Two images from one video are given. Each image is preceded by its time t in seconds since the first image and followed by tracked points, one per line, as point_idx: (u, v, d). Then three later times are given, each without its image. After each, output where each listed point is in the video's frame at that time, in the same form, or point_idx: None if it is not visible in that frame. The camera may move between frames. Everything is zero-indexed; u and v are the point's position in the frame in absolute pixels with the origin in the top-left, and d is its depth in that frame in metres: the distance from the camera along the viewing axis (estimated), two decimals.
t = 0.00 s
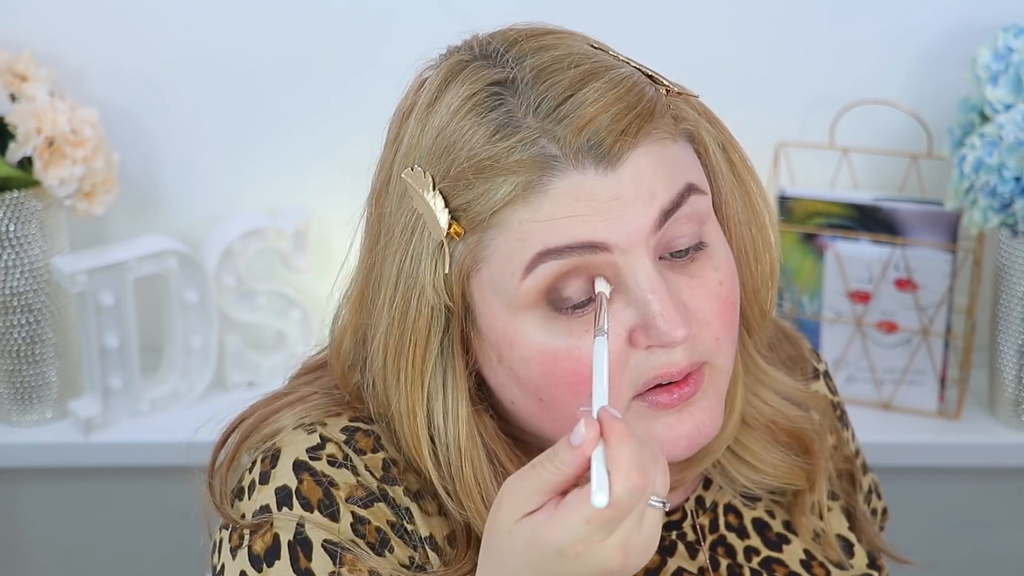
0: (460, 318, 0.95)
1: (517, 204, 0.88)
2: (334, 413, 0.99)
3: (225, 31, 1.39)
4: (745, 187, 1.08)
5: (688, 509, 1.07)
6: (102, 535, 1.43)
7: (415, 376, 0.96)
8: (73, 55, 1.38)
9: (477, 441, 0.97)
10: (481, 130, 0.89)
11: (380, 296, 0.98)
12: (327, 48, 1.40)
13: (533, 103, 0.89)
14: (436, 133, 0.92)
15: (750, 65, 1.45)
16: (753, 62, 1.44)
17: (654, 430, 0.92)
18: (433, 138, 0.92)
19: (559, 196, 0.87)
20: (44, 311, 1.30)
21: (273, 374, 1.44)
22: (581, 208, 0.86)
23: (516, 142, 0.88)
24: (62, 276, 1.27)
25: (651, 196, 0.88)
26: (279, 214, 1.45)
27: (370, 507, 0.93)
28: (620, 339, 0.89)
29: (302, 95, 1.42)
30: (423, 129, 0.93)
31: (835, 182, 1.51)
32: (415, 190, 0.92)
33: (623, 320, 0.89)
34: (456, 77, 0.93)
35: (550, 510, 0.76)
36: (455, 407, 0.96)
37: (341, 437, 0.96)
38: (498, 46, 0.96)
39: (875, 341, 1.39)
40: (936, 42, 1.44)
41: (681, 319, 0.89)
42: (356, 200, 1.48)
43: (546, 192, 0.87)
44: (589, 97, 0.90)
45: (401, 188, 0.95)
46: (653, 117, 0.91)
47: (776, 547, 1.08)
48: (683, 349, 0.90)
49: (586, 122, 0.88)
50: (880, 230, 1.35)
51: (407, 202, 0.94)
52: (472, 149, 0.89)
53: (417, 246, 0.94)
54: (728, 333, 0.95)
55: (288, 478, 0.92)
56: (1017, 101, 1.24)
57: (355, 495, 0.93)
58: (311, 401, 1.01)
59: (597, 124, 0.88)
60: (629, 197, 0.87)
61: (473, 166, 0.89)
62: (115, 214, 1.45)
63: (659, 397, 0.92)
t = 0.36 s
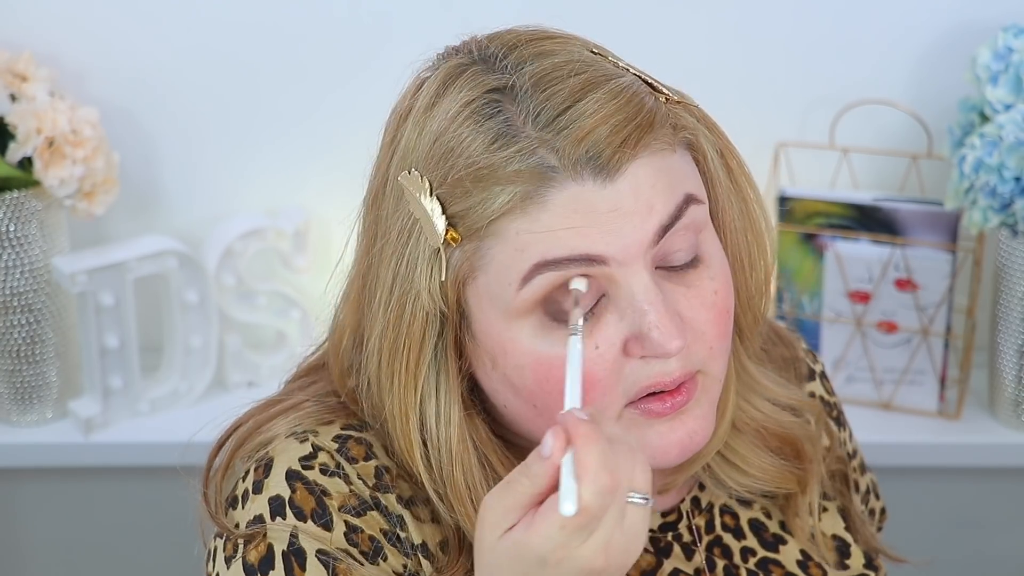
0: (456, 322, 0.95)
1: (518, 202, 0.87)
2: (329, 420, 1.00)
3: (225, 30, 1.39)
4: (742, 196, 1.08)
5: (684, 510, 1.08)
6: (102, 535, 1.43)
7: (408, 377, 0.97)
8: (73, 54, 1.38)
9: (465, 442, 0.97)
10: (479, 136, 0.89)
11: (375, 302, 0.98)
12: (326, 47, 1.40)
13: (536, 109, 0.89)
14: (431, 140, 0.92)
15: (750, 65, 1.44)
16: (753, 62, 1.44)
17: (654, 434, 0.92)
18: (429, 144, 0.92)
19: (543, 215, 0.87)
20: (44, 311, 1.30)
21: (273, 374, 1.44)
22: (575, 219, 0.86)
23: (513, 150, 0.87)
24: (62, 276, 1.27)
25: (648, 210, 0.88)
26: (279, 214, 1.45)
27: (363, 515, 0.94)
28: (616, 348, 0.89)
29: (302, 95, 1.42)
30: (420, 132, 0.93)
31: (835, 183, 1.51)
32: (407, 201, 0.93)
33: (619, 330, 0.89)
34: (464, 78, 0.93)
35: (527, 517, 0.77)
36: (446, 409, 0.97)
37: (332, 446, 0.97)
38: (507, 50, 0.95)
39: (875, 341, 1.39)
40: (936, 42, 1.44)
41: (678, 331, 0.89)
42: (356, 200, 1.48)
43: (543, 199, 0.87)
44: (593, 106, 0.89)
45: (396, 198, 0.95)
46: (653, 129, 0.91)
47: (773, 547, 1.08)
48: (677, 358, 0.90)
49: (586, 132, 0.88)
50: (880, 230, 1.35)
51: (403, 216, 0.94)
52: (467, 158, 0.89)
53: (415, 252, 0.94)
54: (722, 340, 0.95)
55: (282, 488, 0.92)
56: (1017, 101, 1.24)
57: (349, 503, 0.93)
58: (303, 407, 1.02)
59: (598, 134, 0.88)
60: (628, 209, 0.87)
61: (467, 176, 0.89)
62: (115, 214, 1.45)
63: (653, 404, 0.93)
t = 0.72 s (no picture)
0: (460, 302, 0.92)
1: (524, 193, 0.87)
2: (323, 420, 0.99)
3: (225, 31, 1.39)
4: (771, 199, 1.06)
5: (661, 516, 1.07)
6: (101, 536, 1.43)
7: (411, 366, 0.93)
8: (73, 55, 1.38)
9: (460, 447, 0.94)
10: (600, 76, 0.88)
11: (393, 272, 0.95)
12: (326, 47, 1.40)
13: (679, 81, 0.89)
14: (545, 62, 0.90)
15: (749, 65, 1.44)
16: (753, 63, 1.44)
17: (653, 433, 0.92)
18: (540, 66, 0.90)
19: (617, 163, 0.85)
20: (43, 311, 1.30)
21: (274, 374, 1.45)
22: (589, 197, 0.85)
23: (631, 99, 0.87)
24: (62, 276, 1.27)
25: (671, 205, 0.85)
26: (279, 214, 1.45)
27: (340, 526, 0.93)
28: (618, 327, 0.87)
29: (302, 95, 1.42)
30: (528, 60, 0.92)
31: (835, 183, 1.51)
32: (496, 117, 0.90)
33: (624, 311, 0.87)
34: (594, 26, 0.92)
35: (547, 549, 0.81)
36: (437, 410, 0.93)
37: (310, 455, 0.95)
38: (657, 25, 0.95)
39: (875, 341, 1.39)
40: (936, 42, 1.44)
41: (680, 330, 0.86)
42: (356, 199, 1.48)
43: (548, 186, 0.86)
44: (719, 95, 0.90)
45: (472, 111, 0.93)
46: (741, 124, 0.91)
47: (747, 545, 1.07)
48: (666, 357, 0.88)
49: (701, 111, 0.88)
50: (880, 230, 1.35)
51: (472, 140, 0.92)
52: (587, 89, 0.88)
53: (431, 239, 0.92)
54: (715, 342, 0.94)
55: (251, 506, 0.90)
56: (1017, 101, 1.24)
57: (324, 514, 0.92)
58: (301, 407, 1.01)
59: (711, 119, 0.88)
60: (647, 198, 0.85)
61: (571, 102, 0.87)
62: (115, 213, 1.45)
63: (628, 394, 0.90)
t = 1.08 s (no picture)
0: (459, 298, 0.92)
1: (523, 188, 0.88)
2: (322, 417, 0.99)
3: (225, 31, 1.39)
4: (771, 201, 1.05)
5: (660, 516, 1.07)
6: (102, 536, 1.43)
7: (410, 362, 0.93)
8: (73, 54, 1.38)
9: (459, 443, 0.94)
10: (600, 74, 0.88)
11: (393, 270, 0.95)
12: (327, 47, 1.40)
13: (680, 80, 0.89)
14: (546, 59, 0.90)
15: (750, 65, 1.44)
16: (752, 63, 1.44)
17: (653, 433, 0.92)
18: (541, 63, 0.90)
19: (615, 161, 0.85)
20: (43, 311, 1.30)
21: (274, 374, 1.45)
22: (587, 194, 0.85)
23: (631, 97, 0.87)
24: (62, 276, 1.27)
25: (669, 203, 0.85)
26: (279, 214, 1.45)
27: (341, 524, 0.93)
28: (617, 324, 0.87)
29: (302, 95, 1.42)
30: (529, 57, 0.92)
31: (835, 183, 1.51)
32: (496, 114, 0.90)
33: (622, 308, 0.87)
34: (596, 24, 0.92)
35: (554, 547, 0.80)
36: (436, 406, 0.93)
37: (311, 453, 0.95)
38: (659, 25, 0.95)
39: (875, 341, 1.39)
40: (936, 42, 1.44)
41: (677, 327, 0.86)
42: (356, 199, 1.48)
43: (546, 181, 0.86)
44: (719, 95, 0.90)
45: (473, 107, 0.93)
46: (741, 124, 0.91)
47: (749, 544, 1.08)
48: (663, 354, 0.88)
49: (701, 111, 0.88)
50: (880, 230, 1.35)
51: (472, 136, 0.92)
52: (587, 87, 0.88)
53: (432, 233, 0.92)
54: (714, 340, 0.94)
55: (253, 504, 0.90)
56: (1017, 101, 1.24)
57: (326, 512, 0.93)
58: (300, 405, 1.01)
59: (711, 119, 0.88)
60: (645, 195, 0.85)
61: (571, 99, 0.87)
62: (115, 213, 1.45)
63: (625, 392, 0.90)
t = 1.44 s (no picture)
0: (466, 330, 0.92)
1: (516, 216, 0.87)
2: (327, 423, 0.98)
3: (225, 31, 1.39)
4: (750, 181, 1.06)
5: (662, 504, 1.06)
6: (102, 535, 1.43)
7: (424, 400, 0.94)
8: (73, 54, 1.38)
9: (480, 467, 0.95)
10: (566, 86, 0.88)
11: (394, 305, 0.95)
12: (327, 48, 1.40)
13: (645, 76, 0.89)
14: (509, 79, 0.89)
15: (749, 65, 1.45)
16: (752, 63, 1.44)
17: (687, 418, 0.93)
18: (504, 84, 0.90)
19: (601, 175, 0.85)
20: (44, 311, 1.30)
21: (274, 374, 1.45)
22: (581, 211, 0.85)
23: (601, 106, 0.86)
24: (62, 276, 1.27)
25: (660, 201, 0.85)
26: (279, 214, 1.45)
27: (346, 519, 0.92)
28: (632, 326, 0.87)
29: (302, 95, 1.42)
30: (490, 78, 0.91)
31: (835, 182, 1.51)
32: (471, 146, 0.89)
33: (636, 308, 0.86)
34: (547, 32, 0.91)
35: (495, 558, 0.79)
36: (456, 435, 0.94)
37: (318, 450, 0.94)
38: (609, 16, 0.94)
39: (875, 341, 1.39)
40: (936, 42, 1.44)
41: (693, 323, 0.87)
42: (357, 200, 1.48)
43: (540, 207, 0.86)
44: (687, 80, 0.90)
45: (444, 140, 0.91)
46: (711, 100, 0.91)
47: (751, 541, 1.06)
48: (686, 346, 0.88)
49: (671, 103, 0.88)
50: (880, 230, 1.35)
51: (451, 171, 0.91)
52: (556, 102, 0.87)
53: (429, 270, 0.92)
54: (723, 331, 0.94)
55: (259, 499, 0.90)
56: (1017, 101, 1.24)
57: (332, 507, 0.92)
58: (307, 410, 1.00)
59: (683, 107, 0.88)
60: (636, 200, 0.85)
61: (544, 119, 0.87)
62: (115, 213, 1.45)
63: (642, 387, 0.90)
